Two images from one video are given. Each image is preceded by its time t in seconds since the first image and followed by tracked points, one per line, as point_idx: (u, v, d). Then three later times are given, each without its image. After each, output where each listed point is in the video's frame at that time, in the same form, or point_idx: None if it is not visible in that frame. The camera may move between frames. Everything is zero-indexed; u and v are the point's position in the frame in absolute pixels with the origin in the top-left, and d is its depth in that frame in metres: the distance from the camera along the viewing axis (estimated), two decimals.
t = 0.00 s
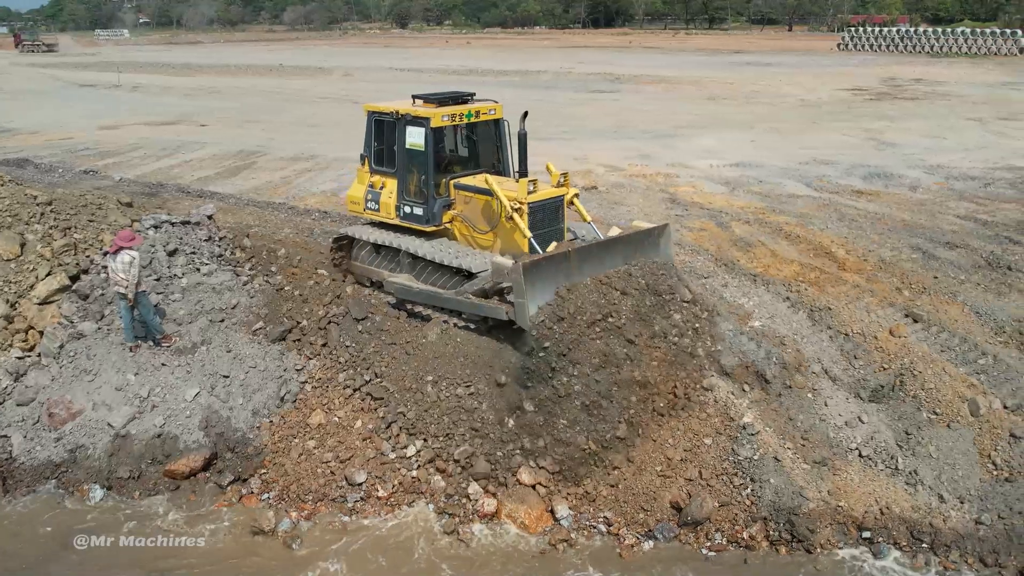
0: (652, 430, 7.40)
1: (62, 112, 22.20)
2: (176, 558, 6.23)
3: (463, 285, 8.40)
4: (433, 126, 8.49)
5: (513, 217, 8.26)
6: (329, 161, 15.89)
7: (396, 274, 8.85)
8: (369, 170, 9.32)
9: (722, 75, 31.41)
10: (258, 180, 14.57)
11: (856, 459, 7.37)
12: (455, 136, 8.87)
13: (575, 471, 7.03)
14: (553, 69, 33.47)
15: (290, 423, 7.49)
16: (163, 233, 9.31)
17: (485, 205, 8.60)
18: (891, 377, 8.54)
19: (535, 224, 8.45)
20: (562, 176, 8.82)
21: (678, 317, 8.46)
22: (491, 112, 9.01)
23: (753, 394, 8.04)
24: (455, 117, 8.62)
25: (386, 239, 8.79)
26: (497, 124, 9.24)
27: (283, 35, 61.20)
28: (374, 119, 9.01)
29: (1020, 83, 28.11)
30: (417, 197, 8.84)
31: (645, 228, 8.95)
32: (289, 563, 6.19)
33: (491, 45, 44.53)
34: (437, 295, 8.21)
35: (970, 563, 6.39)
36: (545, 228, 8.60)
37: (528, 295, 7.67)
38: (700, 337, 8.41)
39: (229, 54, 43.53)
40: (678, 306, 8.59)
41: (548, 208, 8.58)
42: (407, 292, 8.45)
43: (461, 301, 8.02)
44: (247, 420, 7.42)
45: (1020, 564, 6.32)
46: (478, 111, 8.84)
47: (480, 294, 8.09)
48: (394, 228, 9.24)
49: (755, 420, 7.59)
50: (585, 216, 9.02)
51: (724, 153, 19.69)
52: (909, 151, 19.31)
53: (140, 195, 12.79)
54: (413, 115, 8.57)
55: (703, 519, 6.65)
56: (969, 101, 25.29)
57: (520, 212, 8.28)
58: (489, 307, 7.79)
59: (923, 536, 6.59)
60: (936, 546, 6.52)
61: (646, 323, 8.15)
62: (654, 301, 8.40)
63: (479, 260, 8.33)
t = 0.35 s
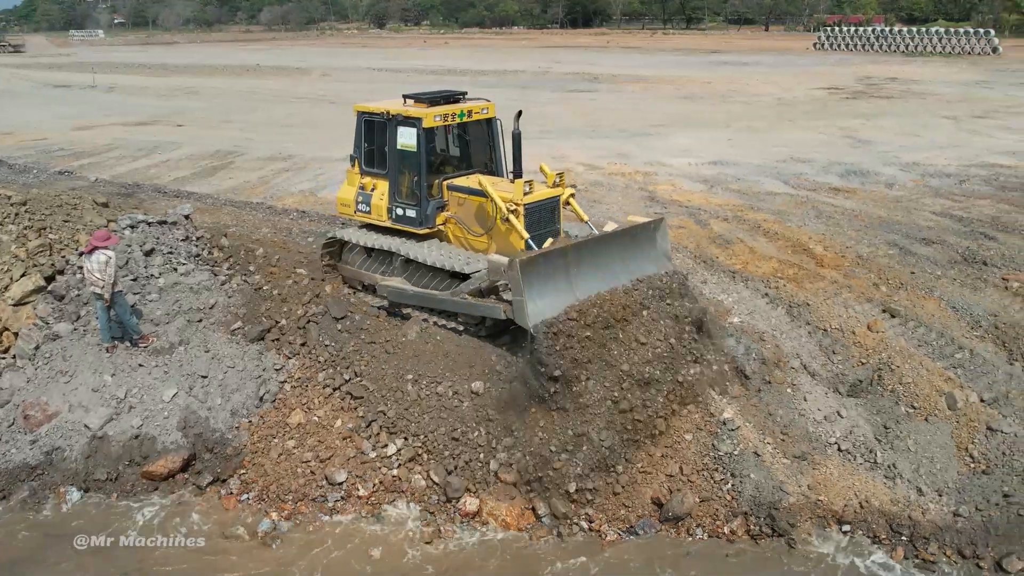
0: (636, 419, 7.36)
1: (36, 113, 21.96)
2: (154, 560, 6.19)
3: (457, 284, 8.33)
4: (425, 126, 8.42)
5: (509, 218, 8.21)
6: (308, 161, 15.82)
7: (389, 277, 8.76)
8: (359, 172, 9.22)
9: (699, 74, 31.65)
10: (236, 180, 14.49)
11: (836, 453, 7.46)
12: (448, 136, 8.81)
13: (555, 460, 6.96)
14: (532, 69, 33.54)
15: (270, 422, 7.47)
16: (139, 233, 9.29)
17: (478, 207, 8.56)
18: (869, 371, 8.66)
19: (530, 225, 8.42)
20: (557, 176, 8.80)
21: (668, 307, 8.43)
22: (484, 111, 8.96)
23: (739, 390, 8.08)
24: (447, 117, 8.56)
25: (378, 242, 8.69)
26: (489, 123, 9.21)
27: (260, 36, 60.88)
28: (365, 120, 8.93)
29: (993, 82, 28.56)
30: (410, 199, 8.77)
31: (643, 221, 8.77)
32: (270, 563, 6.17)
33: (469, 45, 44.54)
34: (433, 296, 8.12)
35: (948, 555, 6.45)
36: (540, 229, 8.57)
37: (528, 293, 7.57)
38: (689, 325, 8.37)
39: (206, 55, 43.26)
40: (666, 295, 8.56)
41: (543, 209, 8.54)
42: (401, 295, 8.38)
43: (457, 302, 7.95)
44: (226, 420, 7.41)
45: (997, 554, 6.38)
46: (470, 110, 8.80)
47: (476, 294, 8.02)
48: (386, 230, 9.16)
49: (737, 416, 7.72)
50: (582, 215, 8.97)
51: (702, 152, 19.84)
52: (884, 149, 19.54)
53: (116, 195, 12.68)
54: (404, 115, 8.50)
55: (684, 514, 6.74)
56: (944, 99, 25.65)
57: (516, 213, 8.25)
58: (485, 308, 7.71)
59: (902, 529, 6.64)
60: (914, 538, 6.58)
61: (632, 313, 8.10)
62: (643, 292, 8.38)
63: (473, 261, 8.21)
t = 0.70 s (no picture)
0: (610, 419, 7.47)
1: None
2: (126, 565, 6.13)
3: (440, 288, 8.34)
4: (407, 126, 8.42)
5: (494, 219, 8.20)
6: (279, 161, 15.69)
7: (372, 281, 8.74)
8: (340, 173, 9.19)
9: (670, 73, 31.91)
10: (205, 181, 14.33)
11: (808, 448, 7.60)
12: (430, 135, 8.81)
13: (526, 464, 7.04)
14: (503, 68, 33.56)
15: (241, 424, 7.43)
16: (107, 234, 9.24)
17: (462, 208, 8.58)
18: (840, 365, 8.81)
19: (515, 225, 8.42)
20: (543, 175, 8.78)
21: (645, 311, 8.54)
22: (466, 110, 8.98)
23: (714, 383, 8.12)
24: (429, 117, 8.56)
25: (361, 244, 8.66)
26: (471, 123, 9.20)
27: (229, 36, 60.27)
28: (345, 120, 8.90)
29: (957, 80, 29.12)
30: (392, 201, 8.75)
31: (631, 220, 8.50)
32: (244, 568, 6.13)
33: (440, 45, 44.44)
34: (418, 299, 8.10)
35: (919, 546, 6.55)
36: (525, 229, 8.55)
37: (514, 296, 7.39)
38: (666, 328, 8.54)
39: (172, 55, 42.76)
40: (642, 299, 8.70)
41: (527, 209, 8.52)
42: (384, 299, 8.35)
43: (443, 305, 7.90)
44: (196, 422, 7.37)
45: (968, 545, 6.50)
46: (452, 110, 8.82)
47: (463, 297, 7.94)
48: (367, 231, 9.14)
49: (709, 411, 7.78)
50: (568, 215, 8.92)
51: (673, 150, 20.02)
52: (852, 147, 19.84)
53: (83, 196, 12.50)
54: (385, 115, 8.49)
55: (658, 510, 6.81)
56: (910, 97, 26.10)
57: (501, 214, 8.24)
58: (473, 311, 7.64)
59: (873, 522, 6.75)
60: (887, 530, 6.68)
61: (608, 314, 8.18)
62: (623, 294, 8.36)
63: (456, 263, 8.14)
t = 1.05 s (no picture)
0: (586, 417, 7.45)
1: None
2: (101, 569, 6.09)
3: (423, 290, 8.28)
4: (387, 127, 8.41)
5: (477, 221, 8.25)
6: (251, 162, 15.59)
7: (354, 284, 8.70)
8: (319, 174, 9.17)
9: (643, 73, 32.13)
10: (176, 182, 14.20)
11: (783, 444, 7.62)
12: (411, 136, 8.81)
13: (502, 465, 7.12)
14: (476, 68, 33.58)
15: (214, 426, 7.40)
16: (76, 236, 9.14)
17: (445, 210, 8.60)
18: (812, 361, 8.89)
19: (497, 227, 8.47)
20: (524, 176, 8.85)
21: (622, 314, 8.57)
22: (446, 110, 8.99)
23: (690, 378, 8.03)
24: (409, 117, 8.56)
25: (341, 247, 8.64)
26: (451, 122, 9.22)
27: (199, 36, 59.80)
28: (323, 120, 8.87)
29: (925, 79, 29.64)
30: (372, 203, 8.76)
31: (614, 220, 8.65)
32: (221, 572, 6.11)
33: (413, 45, 44.37)
34: (400, 302, 8.05)
35: (893, 540, 6.71)
36: (507, 230, 8.61)
37: (500, 300, 7.47)
38: (641, 325, 8.46)
39: (142, 55, 42.40)
40: (617, 301, 8.81)
41: (509, 210, 8.59)
42: (366, 302, 8.26)
43: (426, 307, 7.86)
44: (169, 425, 7.33)
45: (940, 538, 6.69)
46: (433, 110, 8.83)
47: (446, 300, 7.94)
48: (347, 234, 9.15)
49: (684, 408, 7.72)
50: (551, 215, 8.95)
51: (647, 149, 20.17)
52: (824, 145, 20.12)
53: (51, 198, 12.34)
54: (365, 116, 8.48)
55: (634, 508, 6.83)
56: (880, 96, 26.49)
57: (484, 216, 8.28)
58: (457, 314, 7.63)
59: (848, 516, 6.85)
60: (860, 525, 6.80)
61: (583, 320, 8.34)
62: (610, 294, 8.44)
63: (439, 265, 8.14)
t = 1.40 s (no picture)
0: (581, 418, 7.47)
1: None
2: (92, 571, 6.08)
3: (422, 292, 8.28)
4: (385, 128, 8.40)
5: (477, 223, 8.25)
6: (245, 162, 15.56)
7: (353, 285, 8.70)
8: (316, 175, 9.17)
9: (636, 73, 32.18)
10: (170, 182, 14.17)
11: (776, 442, 7.63)
12: (408, 136, 8.81)
13: (497, 464, 7.13)
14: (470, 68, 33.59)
15: (208, 426, 7.39)
16: (69, 236, 9.12)
17: (444, 211, 8.61)
18: (806, 361, 8.82)
19: (497, 228, 8.48)
20: (524, 177, 8.87)
21: (617, 317, 8.59)
22: (444, 110, 8.98)
23: (686, 378, 8.04)
24: (407, 117, 8.54)
25: (340, 249, 8.64)
26: (449, 122, 9.22)
27: (193, 36, 59.72)
28: (320, 121, 8.86)
29: (919, 79, 29.74)
30: (371, 204, 8.77)
31: (614, 221, 8.68)
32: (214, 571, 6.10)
33: (407, 45, 44.36)
34: (400, 303, 8.05)
35: (887, 538, 6.73)
36: (506, 231, 8.63)
37: (500, 301, 7.46)
38: (636, 326, 8.49)
39: (135, 55, 42.33)
40: (613, 301, 8.83)
41: (509, 211, 8.60)
42: (366, 304, 8.27)
43: (426, 308, 7.86)
44: (162, 425, 7.32)
45: (934, 536, 6.73)
46: (431, 110, 8.82)
47: (445, 301, 7.93)
48: (345, 235, 9.17)
49: (679, 407, 7.72)
50: (550, 215, 8.95)
51: (642, 148, 20.21)
52: (818, 144, 20.18)
53: (43, 199, 12.32)
54: (363, 117, 8.47)
55: (629, 508, 6.83)
56: (874, 96, 26.56)
57: (483, 217, 8.29)
58: (456, 315, 7.62)
59: (842, 515, 6.86)
60: (855, 523, 6.81)
61: (579, 320, 8.38)
62: (609, 295, 8.47)
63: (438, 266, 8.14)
